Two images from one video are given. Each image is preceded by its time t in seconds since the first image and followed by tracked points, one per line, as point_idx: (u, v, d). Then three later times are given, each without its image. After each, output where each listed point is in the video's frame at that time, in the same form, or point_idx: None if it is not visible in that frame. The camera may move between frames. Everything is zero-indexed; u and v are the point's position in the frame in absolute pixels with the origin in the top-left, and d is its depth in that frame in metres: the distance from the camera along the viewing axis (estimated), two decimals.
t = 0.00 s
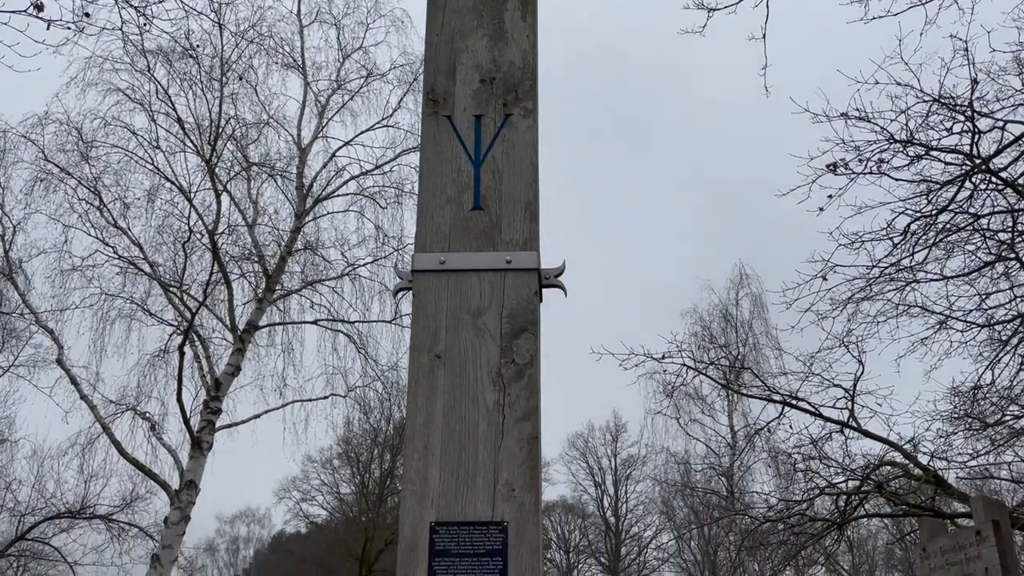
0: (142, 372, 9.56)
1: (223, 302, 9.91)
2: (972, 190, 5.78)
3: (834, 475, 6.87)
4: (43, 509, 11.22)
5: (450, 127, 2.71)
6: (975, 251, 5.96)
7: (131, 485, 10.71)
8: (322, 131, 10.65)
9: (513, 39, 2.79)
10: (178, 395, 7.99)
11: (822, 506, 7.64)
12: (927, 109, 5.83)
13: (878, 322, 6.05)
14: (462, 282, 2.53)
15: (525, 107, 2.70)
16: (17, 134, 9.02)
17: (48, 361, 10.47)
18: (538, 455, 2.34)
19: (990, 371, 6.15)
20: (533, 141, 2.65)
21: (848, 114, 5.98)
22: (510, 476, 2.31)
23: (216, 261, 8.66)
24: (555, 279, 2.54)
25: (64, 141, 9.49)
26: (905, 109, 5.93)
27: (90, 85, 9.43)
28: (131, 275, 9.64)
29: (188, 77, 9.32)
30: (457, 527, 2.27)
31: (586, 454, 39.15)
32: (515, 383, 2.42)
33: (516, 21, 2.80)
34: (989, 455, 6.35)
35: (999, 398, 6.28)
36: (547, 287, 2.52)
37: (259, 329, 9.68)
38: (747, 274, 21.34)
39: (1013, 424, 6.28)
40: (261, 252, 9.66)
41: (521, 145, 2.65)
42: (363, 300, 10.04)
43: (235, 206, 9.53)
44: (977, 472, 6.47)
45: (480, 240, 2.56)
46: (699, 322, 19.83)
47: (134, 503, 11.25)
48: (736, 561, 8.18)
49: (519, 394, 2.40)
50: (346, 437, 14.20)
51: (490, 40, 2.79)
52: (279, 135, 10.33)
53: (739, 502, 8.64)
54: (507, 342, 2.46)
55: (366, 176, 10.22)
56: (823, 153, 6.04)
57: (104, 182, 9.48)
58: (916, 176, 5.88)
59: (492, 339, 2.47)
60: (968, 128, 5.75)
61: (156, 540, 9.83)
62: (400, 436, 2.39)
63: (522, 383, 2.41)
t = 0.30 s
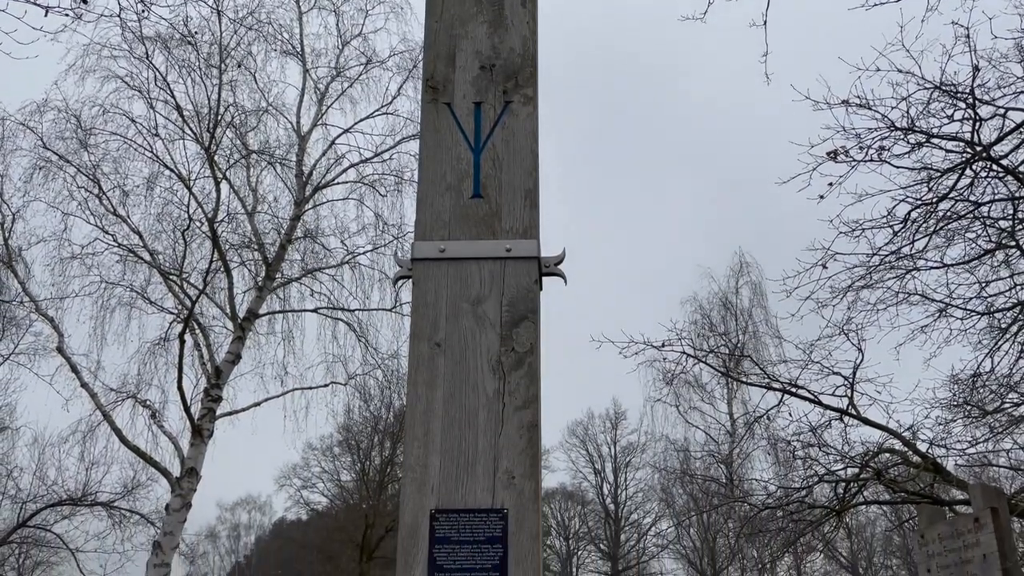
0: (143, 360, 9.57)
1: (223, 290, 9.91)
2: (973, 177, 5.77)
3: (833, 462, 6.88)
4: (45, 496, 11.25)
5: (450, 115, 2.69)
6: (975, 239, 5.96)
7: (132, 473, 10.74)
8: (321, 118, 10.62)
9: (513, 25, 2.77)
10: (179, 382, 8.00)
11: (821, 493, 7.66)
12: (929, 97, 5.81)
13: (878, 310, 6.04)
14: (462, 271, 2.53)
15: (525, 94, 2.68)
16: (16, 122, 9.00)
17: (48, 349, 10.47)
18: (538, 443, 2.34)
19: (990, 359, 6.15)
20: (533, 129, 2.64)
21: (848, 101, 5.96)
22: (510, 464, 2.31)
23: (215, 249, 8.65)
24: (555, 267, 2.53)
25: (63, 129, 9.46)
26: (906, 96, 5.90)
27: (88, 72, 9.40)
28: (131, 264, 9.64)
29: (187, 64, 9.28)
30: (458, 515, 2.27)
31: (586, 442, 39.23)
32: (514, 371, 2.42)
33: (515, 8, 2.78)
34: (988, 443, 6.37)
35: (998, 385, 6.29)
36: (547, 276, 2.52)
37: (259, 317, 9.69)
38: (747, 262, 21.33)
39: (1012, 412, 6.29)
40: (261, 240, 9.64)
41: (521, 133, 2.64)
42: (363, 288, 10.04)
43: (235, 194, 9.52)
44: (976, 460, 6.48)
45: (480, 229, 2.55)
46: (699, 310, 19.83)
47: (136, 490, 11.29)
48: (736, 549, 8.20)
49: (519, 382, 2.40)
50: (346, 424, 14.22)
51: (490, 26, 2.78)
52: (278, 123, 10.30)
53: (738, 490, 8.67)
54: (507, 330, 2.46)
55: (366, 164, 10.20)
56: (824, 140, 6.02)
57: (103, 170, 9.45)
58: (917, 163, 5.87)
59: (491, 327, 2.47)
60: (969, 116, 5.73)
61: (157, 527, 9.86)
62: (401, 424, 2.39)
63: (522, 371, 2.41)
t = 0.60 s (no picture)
0: (143, 347, 9.57)
1: (223, 278, 9.90)
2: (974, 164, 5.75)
3: (832, 449, 6.90)
4: (46, 483, 11.28)
5: (450, 102, 2.68)
6: (975, 227, 5.95)
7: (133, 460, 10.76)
8: (320, 106, 10.58)
9: (513, 12, 2.76)
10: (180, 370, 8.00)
11: (820, 480, 7.68)
12: (930, 84, 5.79)
13: (878, 298, 6.04)
14: (462, 259, 2.52)
15: (525, 81, 2.67)
16: (14, 109, 8.95)
17: (49, 337, 10.47)
18: (538, 431, 2.35)
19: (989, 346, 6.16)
20: (533, 116, 2.63)
21: (850, 88, 5.93)
22: (511, 451, 2.32)
23: (215, 237, 8.63)
24: (555, 256, 2.53)
25: (61, 116, 9.42)
26: (907, 83, 5.88)
27: (86, 59, 9.36)
28: (131, 251, 9.62)
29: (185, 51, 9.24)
30: (458, 502, 2.28)
31: (586, 430, 39.31)
32: (514, 359, 2.42)
33: None
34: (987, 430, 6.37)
35: (997, 372, 6.30)
36: (547, 264, 2.51)
37: (259, 305, 9.68)
38: (747, 250, 21.30)
39: (1011, 399, 6.29)
40: (261, 228, 9.63)
41: (521, 120, 2.63)
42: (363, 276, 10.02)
43: (234, 182, 9.50)
44: (975, 447, 6.50)
45: (480, 217, 2.55)
46: (699, 298, 19.81)
47: (137, 477, 11.31)
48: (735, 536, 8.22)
49: (518, 370, 2.40)
50: (346, 412, 14.24)
51: (490, 13, 2.76)
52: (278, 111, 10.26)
53: (737, 477, 8.69)
54: (507, 318, 2.46)
55: (365, 151, 10.16)
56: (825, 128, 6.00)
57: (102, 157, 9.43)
58: (918, 151, 5.85)
59: (491, 315, 2.47)
60: (971, 104, 5.71)
61: (158, 514, 9.90)
62: (401, 412, 2.39)
63: (522, 358, 2.41)
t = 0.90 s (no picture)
0: (143, 335, 9.58)
1: (223, 266, 9.89)
2: (975, 152, 5.73)
3: (832, 437, 6.91)
4: (47, 471, 11.31)
5: (449, 89, 2.67)
6: (976, 215, 5.94)
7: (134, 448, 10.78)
8: (319, 93, 10.54)
9: None
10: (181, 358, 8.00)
11: (819, 468, 7.69)
12: (932, 71, 5.76)
13: (878, 286, 6.03)
14: (462, 247, 2.52)
15: (525, 68, 2.66)
16: (14, 97, 8.92)
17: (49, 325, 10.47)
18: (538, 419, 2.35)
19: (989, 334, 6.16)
20: (533, 103, 2.62)
21: (851, 75, 5.91)
22: (511, 439, 2.32)
23: (214, 225, 8.61)
24: (555, 244, 2.52)
25: (60, 103, 9.39)
26: (909, 70, 5.85)
27: (85, 46, 9.31)
28: (130, 239, 9.61)
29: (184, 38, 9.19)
30: (458, 489, 2.28)
31: (586, 418, 39.39)
32: (514, 347, 2.42)
33: None
34: (986, 417, 6.38)
35: (997, 360, 6.30)
36: (547, 252, 2.51)
37: (259, 293, 9.67)
38: (747, 238, 21.27)
39: (1010, 386, 6.30)
40: (261, 215, 9.61)
41: (521, 107, 2.62)
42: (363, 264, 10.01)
43: (234, 169, 9.47)
44: (975, 434, 6.51)
45: (480, 204, 2.54)
46: (699, 287, 19.80)
47: (138, 465, 11.34)
48: (734, 523, 8.25)
49: (519, 358, 2.40)
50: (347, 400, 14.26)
51: None
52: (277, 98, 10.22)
53: (737, 465, 8.71)
54: (507, 307, 2.45)
55: (365, 139, 10.13)
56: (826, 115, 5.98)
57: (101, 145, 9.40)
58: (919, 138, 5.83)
59: (491, 303, 2.46)
60: (972, 91, 5.68)
61: (160, 502, 9.92)
62: (401, 400, 2.39)
63: (522, 347, 2.41)
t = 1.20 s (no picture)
0: (144, 323, 9.59)
1: (223, 254, 9.89)
2: (977, 139, 5.71)
3: (831, 424, 6.92)
4: (49, 458, 11.33)
5: (449, 76, 2.66)
6: (977, 202, 5.92)
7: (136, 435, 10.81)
8: (319, 80, 10.49)
9: None
10: (182, 346, 8.02)
11: (819, 455, 7.70)
12: (934, 58, 5.73)
13: (878, 274, 6.03)
14: (462, 235, 2.51)
15: (526, 55, 2.65)
16: (12, 85, 8.89)
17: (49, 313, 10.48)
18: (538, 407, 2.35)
19: (989, 322, 6.16)
20: (534, 90, 2.60)
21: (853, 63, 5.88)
22: (511, 427, 2.32)
23: (214, 213, 8.60)
24: (555, 232, 2.51)
25: (59, 91, 9.36)
26: (911, 57, 5.82)
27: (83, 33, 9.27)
28: (130, 227, 9.60)
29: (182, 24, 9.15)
30: (458, 477, 2.28)
31: (586, 405, 39.48)
32: (515, 335, 2.42)
33: None
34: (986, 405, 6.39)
35: (997, 348, 6.30)
36: (547, 240, 2.50)
37: (259, 280, 9.67)
38: (747, 226, 21.26)
39: (1010, 374, 6.30)
40: (261, 203, 9.60)
41: (521, 94, 2.61)
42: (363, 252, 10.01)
43: (234, 157, 9.46)
44: (974, 422, 6.52)
45: (480, 192, 2.53)
46: (699, 274, 19.80)
47: (138, 453, 11.36)
48: (734, 509, 8.28)
49: (519, 346, 2.40)
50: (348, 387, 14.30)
51: None
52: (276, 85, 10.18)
53: (736, 453, 8.73)
54: (507, 295, 2.45)
55: (365, 127, 10.11)
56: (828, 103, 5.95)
57: (100, 133, 9.37)
58: (921, 125, 5.81)
59: (491, 291, 2.46)
60: (974, 78, 5.66)
61: (161, 489, 9.95)
62: (402, 388, 2.39)
63: (522, 335, 2.41)
